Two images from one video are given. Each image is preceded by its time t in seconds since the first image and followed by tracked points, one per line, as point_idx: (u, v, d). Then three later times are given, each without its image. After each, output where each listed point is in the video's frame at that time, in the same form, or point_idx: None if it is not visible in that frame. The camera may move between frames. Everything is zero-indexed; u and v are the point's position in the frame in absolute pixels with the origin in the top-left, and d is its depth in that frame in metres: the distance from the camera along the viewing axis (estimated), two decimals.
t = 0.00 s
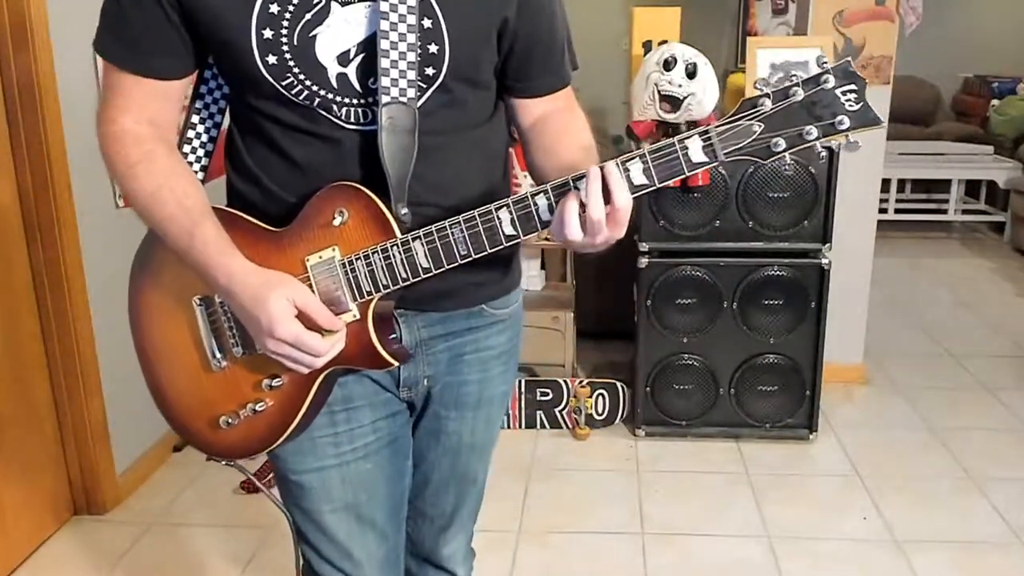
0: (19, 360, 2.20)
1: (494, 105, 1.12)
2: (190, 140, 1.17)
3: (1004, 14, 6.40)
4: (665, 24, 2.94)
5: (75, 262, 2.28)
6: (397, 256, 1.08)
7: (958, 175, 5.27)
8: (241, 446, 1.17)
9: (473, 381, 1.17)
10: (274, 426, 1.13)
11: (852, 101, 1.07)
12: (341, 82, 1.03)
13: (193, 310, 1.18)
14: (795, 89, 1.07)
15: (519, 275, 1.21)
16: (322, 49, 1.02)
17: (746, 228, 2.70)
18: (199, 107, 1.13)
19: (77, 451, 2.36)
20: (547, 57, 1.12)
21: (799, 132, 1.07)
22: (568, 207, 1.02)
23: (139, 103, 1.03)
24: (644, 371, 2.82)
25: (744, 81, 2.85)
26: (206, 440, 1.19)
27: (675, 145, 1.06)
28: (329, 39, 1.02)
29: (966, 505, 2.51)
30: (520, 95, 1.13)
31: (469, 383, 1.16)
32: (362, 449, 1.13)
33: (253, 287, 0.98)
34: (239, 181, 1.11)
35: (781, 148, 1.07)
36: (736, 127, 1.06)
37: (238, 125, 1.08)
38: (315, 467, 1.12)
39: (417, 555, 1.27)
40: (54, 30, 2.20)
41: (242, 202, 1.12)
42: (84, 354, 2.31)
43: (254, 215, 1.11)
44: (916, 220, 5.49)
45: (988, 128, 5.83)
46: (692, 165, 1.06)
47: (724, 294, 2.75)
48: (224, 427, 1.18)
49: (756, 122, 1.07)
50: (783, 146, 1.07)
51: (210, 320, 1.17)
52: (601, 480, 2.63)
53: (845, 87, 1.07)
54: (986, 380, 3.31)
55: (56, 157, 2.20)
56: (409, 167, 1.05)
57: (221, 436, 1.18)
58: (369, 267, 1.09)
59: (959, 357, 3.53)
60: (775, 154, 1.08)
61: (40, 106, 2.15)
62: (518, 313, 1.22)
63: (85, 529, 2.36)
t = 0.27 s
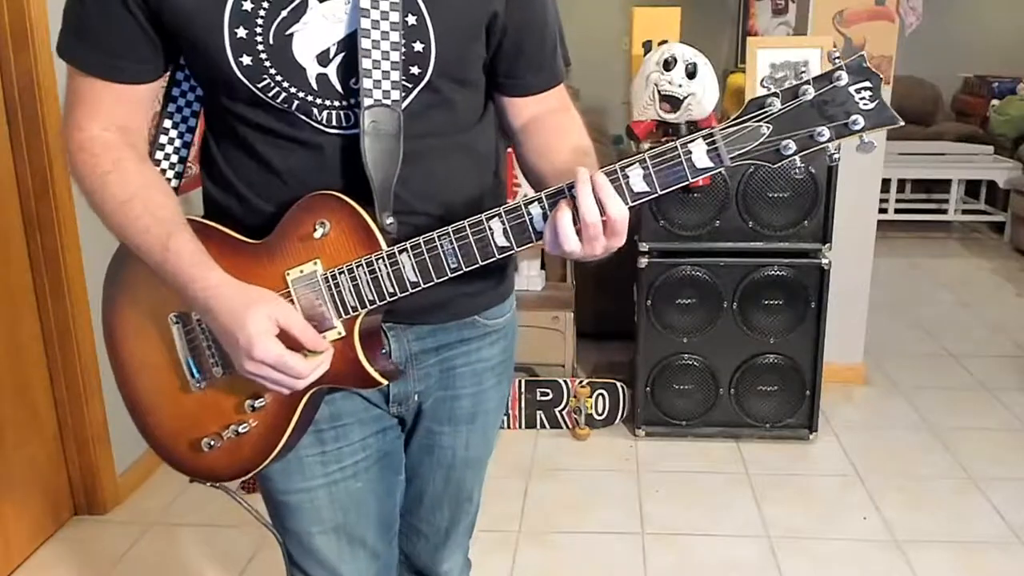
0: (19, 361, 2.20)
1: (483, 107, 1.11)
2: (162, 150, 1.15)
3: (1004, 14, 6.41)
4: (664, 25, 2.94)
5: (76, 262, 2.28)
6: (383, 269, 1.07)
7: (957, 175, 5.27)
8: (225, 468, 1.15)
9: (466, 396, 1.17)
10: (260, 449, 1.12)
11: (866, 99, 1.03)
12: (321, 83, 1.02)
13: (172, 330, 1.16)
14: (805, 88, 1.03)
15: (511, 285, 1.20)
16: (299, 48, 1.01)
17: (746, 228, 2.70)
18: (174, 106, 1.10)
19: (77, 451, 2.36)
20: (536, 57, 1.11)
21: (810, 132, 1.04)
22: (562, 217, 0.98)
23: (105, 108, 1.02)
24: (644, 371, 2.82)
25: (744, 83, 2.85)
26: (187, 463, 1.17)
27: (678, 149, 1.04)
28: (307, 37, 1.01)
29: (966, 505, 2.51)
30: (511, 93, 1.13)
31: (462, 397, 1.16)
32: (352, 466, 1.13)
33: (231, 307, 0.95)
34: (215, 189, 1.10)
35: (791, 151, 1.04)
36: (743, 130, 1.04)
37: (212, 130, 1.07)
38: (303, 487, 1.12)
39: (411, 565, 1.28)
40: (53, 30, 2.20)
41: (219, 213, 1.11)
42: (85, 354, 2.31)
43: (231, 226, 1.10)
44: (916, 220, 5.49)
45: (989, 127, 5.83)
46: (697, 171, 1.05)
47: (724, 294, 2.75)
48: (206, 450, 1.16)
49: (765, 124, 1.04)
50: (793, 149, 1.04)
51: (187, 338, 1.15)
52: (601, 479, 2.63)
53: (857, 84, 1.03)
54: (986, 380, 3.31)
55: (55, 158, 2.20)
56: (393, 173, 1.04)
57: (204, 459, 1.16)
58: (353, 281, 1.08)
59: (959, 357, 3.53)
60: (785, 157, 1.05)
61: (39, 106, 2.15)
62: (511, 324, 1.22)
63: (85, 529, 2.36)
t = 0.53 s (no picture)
0: (19, 361, 2.20)
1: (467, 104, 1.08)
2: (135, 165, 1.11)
3: (1004, 14, 6.42)
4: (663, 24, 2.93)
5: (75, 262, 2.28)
6: (357, 276, 1.01)
7: (957, 175, 5.27)
8: (216, 493, 1.07)
9: (466, 403, 1.10)
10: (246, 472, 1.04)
11: (872, 57, 0.97)
12: (306, 80, 0.97)
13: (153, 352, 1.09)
14: (802, 51, 0.97)
15: (503, 287, 1.14)
16: (280, 44, 0.96)
17: (746, 228, 2.70)
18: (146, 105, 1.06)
19: (77, 450, 2.36)
20: (519, 52, 1.08)
21: (809, 100, 0.97)
22: (542, 208, 0.92)
23: (70, 124, 0.95)
24: (643, 371, 2.82)
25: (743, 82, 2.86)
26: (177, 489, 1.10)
27: (663, 128, 0.96)
28: (288, 32, 0.97)
29: (966, 505, 2.51)
30: (495, 92, 1.10)
31: (461, 405, 1.09)
32: (342, 484, 1.06)
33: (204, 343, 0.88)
34: (187, 197, 1.04)
35: (790, 120, 0.97)
36: (736, 101, 0.96)
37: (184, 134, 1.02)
38: (291, 509, 1.06)
39: None
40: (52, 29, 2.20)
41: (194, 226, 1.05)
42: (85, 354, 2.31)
43: (202, 237, 1.04)
44: (916, 220, 5.49)
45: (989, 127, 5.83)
46: (686, 150, 0.97)
47: (724, 294, 2.75)
48: (193, 474, 1.08)
49: (762, 92, 0.97)
50: (792, 118, 0.97)
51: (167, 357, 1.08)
52: (601, 480, 2.63)
53: (860, 43, 0.97)
54: (986, 380, 3.31)
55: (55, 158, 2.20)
56: (371, 171, 0.98)
57: (193, 485, 1.08)
58: (327, 290, 1.02)
59: (959, 357, 3.53)
60: (784, 127, 0.98)
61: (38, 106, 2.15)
62: (508, 327, 1.15)
63: (86, 529, 2.37)
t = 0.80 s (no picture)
0: (19, 361, 2.19)
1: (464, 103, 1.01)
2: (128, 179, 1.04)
3: (1004, 14, 6.42)
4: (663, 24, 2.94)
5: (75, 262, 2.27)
6: (323, 263, 0.94)
7: (956, 175, 5.28)
8: (206, 508, 1.00)
9: (468, 411, 1.04)
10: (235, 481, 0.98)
11: None
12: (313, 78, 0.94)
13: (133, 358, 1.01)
14: None
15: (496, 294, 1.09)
16: (289, 41, 0.93)
17: (746, 228, 2.70)
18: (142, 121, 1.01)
19: (77, 450, 2.36)
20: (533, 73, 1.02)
21: (787, 19, 0.84)
22: (493, 170, 0.83)
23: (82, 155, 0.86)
24: (644, 371, 2.81)
25: (743, 82, 2.86)
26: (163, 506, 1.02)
27: (620, 66, 0.87)
28: (297, 29, 0.93)
29: (966, 505, 2.51)
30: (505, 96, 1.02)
31: (463, 413, 1.04)
32: (340, 498, 1.01)
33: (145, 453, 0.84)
34: (175, 194, 1.00)
35: (765, 46, 0.85)
36: (701, 28, 0.85)
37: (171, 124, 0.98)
38: (288, 526, 1.00)
39: None
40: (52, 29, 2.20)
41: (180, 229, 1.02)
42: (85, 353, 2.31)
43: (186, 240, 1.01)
44: (916, 220, 5.49)
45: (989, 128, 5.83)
46: (649, 91, 0.87)
47: (724, 293, 2.75)
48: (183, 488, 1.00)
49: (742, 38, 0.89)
50: (766, 43, 0.85)
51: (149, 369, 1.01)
52: (601, 479, 2.63)
53: None
54: (986, 380, 3.31)
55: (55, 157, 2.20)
56: (347, 155, 0.93)
57: (180, 501, 1.01)
58: (295, 282, 0.96)
59: (959, 357, 3.53)
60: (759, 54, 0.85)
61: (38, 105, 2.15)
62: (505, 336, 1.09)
63: (85, 528, 2.36)
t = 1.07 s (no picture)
0: (19, 360, 2.19)
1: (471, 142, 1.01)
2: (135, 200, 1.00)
3: (1004, 11, 6.41)
4: (664, 24, 2.94)
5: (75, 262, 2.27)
6: (362, 311, 0.94)
7: (956, 174, 5.28)
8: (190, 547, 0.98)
9: (481, 448, 1.03)
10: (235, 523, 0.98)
11: (895, 84, 0.92)
12: (325, 120, 0.92)
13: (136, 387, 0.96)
14: (823, 75, 0.92)
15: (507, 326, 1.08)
16: (304, 89, 0.90)
17: (746, 228, 2.70)
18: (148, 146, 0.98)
19: (76, 448, 2.36)
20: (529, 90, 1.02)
21: (832, 124, 0.93)
22: (548, 234, 0.88)
23: (111, 187, 0.86)
24: (643, 372, 2.81)
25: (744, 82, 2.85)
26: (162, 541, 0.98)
27: (680, 153, 0.92)
28: (311, 76, 0.91)
29: (966, 505, 2.51)
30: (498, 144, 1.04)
31: (476, 451, 1.02)
32: (353, 546, 1.00)
33: (168, 476, 0.82)
34: (184, 226, 0.97)
35: (812, 146, 0.93)
36: (756, 124, 0.92)
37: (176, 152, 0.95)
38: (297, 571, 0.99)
39: None
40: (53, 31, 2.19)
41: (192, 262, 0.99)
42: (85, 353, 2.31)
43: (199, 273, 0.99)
44: (915, 219, 5.49)
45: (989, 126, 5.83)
46: (704, 175, 0.93)
47: (724, 293, 2.75)
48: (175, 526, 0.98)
49: (781, 117, 0.92)
50: (813, 144, 0.93)
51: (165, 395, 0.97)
52: (602, 480, 2.63)
53: (881, 70, 0.92)
54: (985, 380, 3.31)
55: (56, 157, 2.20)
56: (381, 209, 0.94)
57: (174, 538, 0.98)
58: (330, 326, 0.95)
59: (958, 356, 3.53)
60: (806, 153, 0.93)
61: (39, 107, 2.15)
62: (513, 368, 1.09)
63: (85, 527, 2.37)
